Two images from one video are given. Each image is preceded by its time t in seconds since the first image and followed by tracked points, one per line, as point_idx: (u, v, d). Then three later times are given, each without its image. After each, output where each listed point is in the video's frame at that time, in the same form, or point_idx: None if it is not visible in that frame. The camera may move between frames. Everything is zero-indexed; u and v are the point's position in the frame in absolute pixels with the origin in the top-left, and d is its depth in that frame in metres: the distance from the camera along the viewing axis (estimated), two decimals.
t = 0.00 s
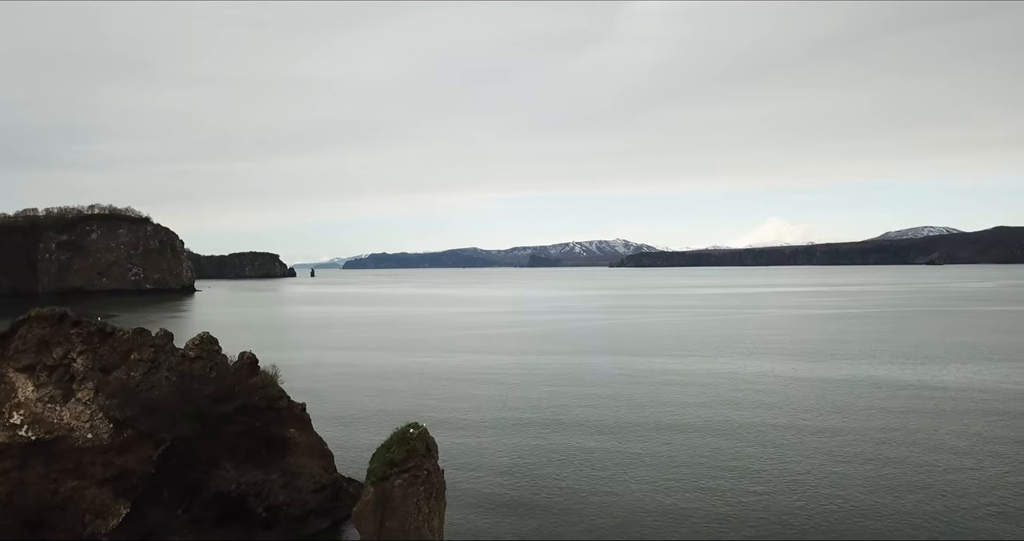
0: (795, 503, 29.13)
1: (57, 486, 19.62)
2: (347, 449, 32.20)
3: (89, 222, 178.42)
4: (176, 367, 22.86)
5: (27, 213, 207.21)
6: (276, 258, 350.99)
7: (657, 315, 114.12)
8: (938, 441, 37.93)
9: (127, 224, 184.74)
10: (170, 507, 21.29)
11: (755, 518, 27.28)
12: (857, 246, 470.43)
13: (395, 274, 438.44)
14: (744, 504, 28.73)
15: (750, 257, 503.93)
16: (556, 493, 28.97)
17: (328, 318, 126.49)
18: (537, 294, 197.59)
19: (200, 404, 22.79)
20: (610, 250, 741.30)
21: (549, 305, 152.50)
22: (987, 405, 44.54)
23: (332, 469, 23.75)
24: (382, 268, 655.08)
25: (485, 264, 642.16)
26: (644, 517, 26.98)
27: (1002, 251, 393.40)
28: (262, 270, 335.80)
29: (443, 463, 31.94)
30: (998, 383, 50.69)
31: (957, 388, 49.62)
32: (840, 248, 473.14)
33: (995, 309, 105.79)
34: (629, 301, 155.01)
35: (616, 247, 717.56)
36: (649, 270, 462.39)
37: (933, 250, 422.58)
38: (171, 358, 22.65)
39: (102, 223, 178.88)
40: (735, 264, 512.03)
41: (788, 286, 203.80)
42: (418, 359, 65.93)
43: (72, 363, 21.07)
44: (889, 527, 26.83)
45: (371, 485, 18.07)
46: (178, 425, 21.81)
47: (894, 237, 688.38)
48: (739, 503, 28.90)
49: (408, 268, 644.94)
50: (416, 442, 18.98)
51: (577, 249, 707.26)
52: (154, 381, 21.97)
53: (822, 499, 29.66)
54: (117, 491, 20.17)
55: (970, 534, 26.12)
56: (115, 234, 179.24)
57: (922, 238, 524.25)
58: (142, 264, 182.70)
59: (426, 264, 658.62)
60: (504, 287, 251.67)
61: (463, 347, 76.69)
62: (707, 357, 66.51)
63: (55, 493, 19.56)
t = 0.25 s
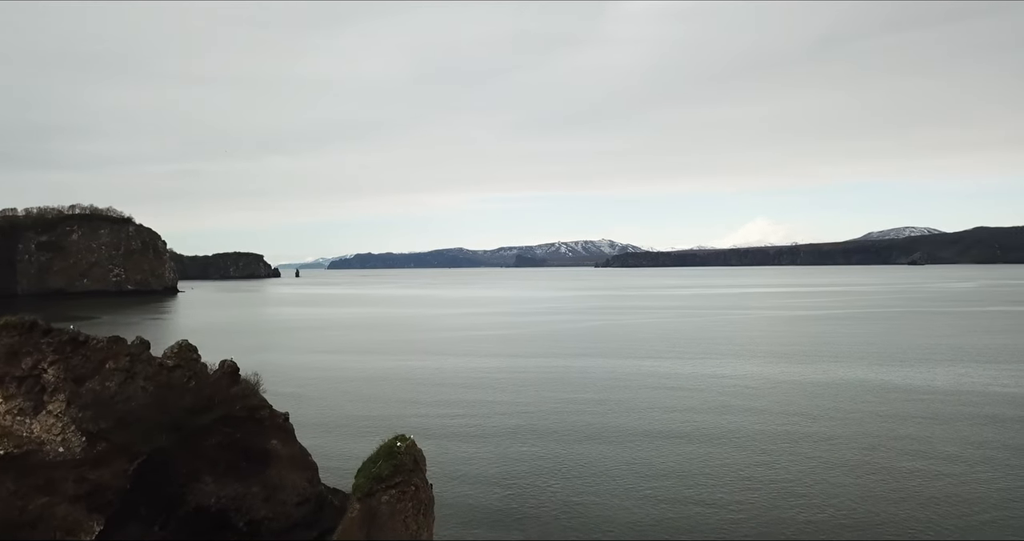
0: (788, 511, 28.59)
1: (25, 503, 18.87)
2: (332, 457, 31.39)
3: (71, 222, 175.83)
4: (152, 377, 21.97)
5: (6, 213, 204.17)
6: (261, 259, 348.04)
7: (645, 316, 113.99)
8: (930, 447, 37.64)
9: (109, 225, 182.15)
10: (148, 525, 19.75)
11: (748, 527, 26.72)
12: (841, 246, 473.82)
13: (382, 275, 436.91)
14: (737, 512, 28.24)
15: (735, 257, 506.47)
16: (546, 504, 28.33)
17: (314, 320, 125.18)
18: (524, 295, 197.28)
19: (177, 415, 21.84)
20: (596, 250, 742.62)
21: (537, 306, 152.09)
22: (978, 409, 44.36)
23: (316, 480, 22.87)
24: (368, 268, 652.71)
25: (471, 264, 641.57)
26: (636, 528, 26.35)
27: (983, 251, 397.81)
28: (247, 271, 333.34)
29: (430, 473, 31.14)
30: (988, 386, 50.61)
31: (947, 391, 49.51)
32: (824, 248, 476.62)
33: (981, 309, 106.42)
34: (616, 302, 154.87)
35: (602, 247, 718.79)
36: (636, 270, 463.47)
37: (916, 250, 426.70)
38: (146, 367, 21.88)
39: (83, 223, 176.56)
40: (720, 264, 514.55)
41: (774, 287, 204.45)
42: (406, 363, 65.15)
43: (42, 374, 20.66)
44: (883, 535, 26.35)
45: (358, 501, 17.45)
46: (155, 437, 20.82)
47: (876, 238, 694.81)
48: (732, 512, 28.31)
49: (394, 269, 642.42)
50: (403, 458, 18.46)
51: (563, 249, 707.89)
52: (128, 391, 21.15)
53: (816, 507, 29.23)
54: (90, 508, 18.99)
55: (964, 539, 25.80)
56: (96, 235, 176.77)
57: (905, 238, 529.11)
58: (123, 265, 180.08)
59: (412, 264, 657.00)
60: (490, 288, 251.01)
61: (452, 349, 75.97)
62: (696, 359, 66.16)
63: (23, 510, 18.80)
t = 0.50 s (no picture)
0: (783, 521, 28.01)
1: None
2: (317, 466, 30.53)
3: (52, 222, 173.34)
4: (128, 387, 21.26)
5: None
6: (246, 260, 345.11)
7: (633, 317, 113.85)
8: (924, 452, 37.30)
9: (91, 225, 179.63)
10: None
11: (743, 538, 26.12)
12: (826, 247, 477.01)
13: (368, 275, 435.22)
14: (731, 522, 27.74)
15: (721, 257, 509.00)
16: (537, 514, 27.61)
17: (300, 322, 123.73)
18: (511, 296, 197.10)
19: (155, 426, 20.99)
20: (583, 251, 743.91)
21: (525, 306, 151.67)
22: (970, 414, 44.13)
23: (301, 494, 21.97)
24: (354, 269, 650.26)
25: (458, 264, 640.85)
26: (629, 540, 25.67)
27: (965, 252, 402.27)
28: (232, 271, 330.84)
29: (419, 482, 30.30)
30: (979, 389, 50.47)
31: (938, 395, 49.26)
32: (809, 248, 480.03)
33: (967, 310, 107.02)
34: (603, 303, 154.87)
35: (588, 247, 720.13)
36: (622, 271, 464.58)
37: (899, 250, 430.73)
38: (123, 377, 21.26)
39: (65, 224, 174.24)
40: (706, 265, 516.97)
41: (760, 287, 205.22)
42: (394, 366, 64.38)
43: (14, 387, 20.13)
44: None
45: (343, 520, 16.92)
46: (131, 450, 19.93)
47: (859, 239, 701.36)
48: (726, 522, 27.69)
49: (380, 269, 640.26)
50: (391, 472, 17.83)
51: (550, 250, 708.56)
52: (103, 401, 20.55)
53: (811, 516, 28.75)
54: (61, 524, 18.22)
55: None
56: (78, 235, 174.50)
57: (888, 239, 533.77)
58: (106, 265, 177.94)
59: (399, 264, 655.21)
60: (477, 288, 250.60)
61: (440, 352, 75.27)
62: (687, 362, 65.73)
63: None
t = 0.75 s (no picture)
0: (781, 530, 27.33)
1: None
2: (298, 476, 29.57)
3: (31, 222, 169.58)
4: (104, 399, 20.57)
5: None
6: (230, 260, 342.09)
7: (619, 318, 113.49)
8: (920, 458, 36.80)
9: (71, 225, 176.72)
10: None
11: None
12: (810, 247, 480.49)
13: (353, 276, 432.28)
14: (727, 531, 27.06)
15: (706, 257, 511.09)
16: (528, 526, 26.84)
17: (284, 324, 122.19)
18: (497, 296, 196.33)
19: (131, 441, 20.09)
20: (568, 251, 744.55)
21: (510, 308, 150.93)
22: (961, 418, 43.82)
23: (283, 508, 21.01)
24: (339, 269, 646.25)
25: (443, 264, 639.10)
26: None
27: (946, 252, 406.99)
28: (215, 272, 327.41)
29: (405, 494, 29.39)
30: (969, 393, 50.25)
31: (928, 399, 49.00)
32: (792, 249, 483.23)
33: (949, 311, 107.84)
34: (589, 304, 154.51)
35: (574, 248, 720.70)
36: (608, 271, 465.06)
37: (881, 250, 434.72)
38: (97, 389, 20.53)
39: (44, 224, 170.77)
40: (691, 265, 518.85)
41: (746, 288, 205.76)
42: (379, 370, 63.35)
43: None
44: None
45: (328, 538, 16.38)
46: (105, 465, 19.04)
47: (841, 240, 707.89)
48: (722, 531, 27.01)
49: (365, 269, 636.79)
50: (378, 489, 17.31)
51: (535, 250, 708.25)
52: (75, 414, 19.81)
53: (808, 524, 28.10)
54: None
55: None
56: (59, 236, 171.51)
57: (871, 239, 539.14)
58: (87, 265, 175.39)
59: (384, 264, 652.17)
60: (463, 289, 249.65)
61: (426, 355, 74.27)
62: (675, 365, 65.15)
63: None
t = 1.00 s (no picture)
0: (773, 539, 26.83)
1: None
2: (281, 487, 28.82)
3: (11, 223, 167.35)
4: (76, 412, 19.88)
5: None
6: (214, 260, 339.18)
7: (606, 320, 113.37)
8: (912, 464, 36.43)
9: (51, 225, 174.46)
10: None
11: None
12: (794, 247, 483.64)
13: (338, 276, 430.10)
14: None
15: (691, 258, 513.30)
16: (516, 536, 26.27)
17: (270, 326, 121.01)
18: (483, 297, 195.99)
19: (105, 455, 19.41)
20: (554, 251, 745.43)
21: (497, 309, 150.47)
22: (951, 423, 43.57)
23: (267, 521, 20.20)
24: (324, 270, 642.99)
25: (430, 264, 637.88)
26: None
27: (928, 252, 411.24)
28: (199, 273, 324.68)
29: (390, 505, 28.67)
30: (957, 396, 50.20)
31: (917, 403, 48.82)
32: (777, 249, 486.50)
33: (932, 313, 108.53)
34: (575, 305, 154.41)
35: (560, 248, 721.61)
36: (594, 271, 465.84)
37: (864, 251, 438.53)
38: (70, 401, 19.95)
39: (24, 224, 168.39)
40: (677, 266, 520.80)
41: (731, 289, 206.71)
42: (365, 374, 62.66)
43: None
44: None
45: None
46: (78, 480, 18.39)
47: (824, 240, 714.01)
48: None
49: (351, 270, 633.99)
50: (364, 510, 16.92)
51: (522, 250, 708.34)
52: (47, 427, 19.24)
53: (801, 533, 27.64)
54: None
55: None
56: (39, 236, 169.18)
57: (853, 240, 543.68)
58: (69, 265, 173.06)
59: (370, 265, 649.79)
60: (449, 290, 249.04)
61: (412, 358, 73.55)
62: (663, 368, 64.86)
63: None
